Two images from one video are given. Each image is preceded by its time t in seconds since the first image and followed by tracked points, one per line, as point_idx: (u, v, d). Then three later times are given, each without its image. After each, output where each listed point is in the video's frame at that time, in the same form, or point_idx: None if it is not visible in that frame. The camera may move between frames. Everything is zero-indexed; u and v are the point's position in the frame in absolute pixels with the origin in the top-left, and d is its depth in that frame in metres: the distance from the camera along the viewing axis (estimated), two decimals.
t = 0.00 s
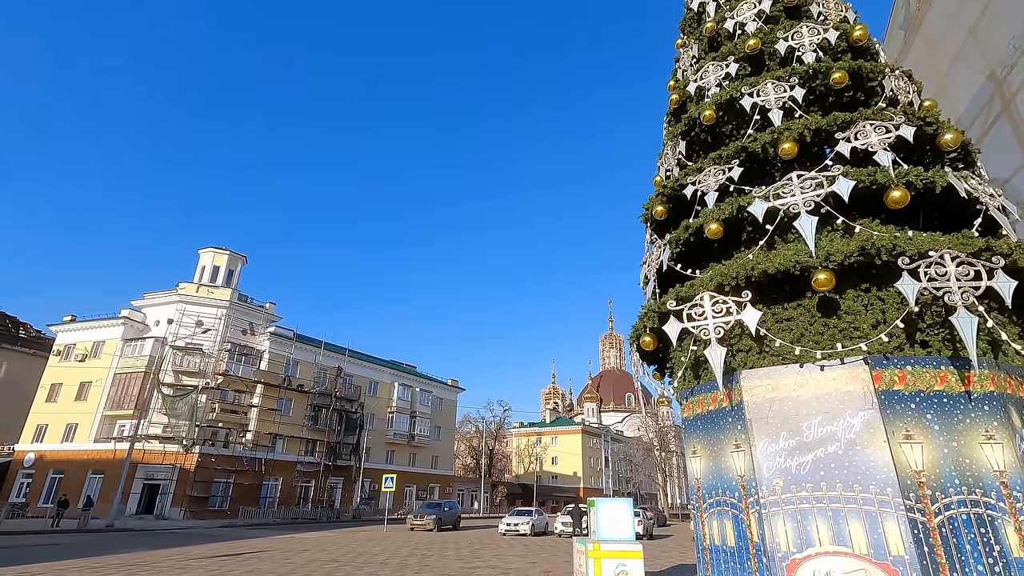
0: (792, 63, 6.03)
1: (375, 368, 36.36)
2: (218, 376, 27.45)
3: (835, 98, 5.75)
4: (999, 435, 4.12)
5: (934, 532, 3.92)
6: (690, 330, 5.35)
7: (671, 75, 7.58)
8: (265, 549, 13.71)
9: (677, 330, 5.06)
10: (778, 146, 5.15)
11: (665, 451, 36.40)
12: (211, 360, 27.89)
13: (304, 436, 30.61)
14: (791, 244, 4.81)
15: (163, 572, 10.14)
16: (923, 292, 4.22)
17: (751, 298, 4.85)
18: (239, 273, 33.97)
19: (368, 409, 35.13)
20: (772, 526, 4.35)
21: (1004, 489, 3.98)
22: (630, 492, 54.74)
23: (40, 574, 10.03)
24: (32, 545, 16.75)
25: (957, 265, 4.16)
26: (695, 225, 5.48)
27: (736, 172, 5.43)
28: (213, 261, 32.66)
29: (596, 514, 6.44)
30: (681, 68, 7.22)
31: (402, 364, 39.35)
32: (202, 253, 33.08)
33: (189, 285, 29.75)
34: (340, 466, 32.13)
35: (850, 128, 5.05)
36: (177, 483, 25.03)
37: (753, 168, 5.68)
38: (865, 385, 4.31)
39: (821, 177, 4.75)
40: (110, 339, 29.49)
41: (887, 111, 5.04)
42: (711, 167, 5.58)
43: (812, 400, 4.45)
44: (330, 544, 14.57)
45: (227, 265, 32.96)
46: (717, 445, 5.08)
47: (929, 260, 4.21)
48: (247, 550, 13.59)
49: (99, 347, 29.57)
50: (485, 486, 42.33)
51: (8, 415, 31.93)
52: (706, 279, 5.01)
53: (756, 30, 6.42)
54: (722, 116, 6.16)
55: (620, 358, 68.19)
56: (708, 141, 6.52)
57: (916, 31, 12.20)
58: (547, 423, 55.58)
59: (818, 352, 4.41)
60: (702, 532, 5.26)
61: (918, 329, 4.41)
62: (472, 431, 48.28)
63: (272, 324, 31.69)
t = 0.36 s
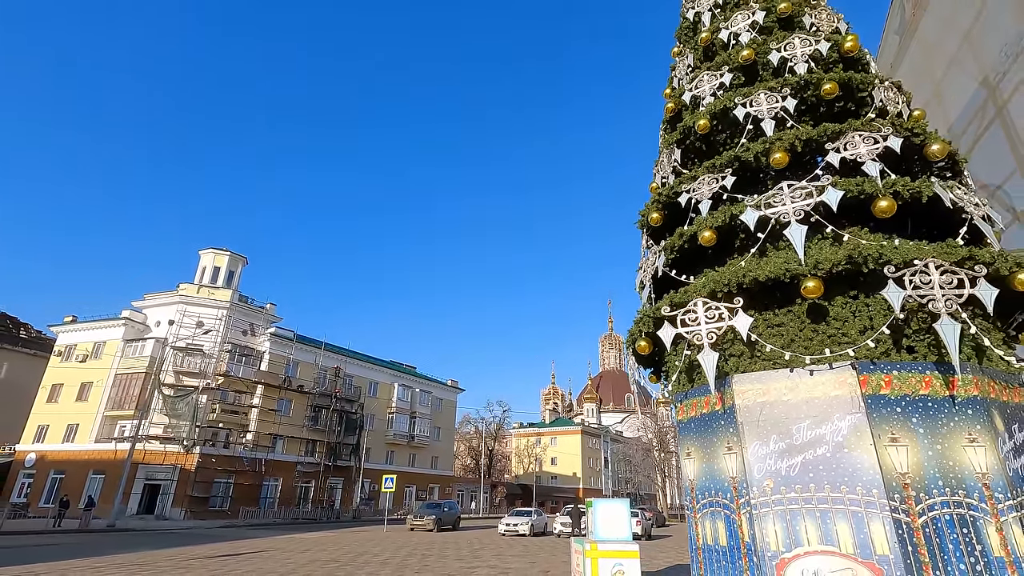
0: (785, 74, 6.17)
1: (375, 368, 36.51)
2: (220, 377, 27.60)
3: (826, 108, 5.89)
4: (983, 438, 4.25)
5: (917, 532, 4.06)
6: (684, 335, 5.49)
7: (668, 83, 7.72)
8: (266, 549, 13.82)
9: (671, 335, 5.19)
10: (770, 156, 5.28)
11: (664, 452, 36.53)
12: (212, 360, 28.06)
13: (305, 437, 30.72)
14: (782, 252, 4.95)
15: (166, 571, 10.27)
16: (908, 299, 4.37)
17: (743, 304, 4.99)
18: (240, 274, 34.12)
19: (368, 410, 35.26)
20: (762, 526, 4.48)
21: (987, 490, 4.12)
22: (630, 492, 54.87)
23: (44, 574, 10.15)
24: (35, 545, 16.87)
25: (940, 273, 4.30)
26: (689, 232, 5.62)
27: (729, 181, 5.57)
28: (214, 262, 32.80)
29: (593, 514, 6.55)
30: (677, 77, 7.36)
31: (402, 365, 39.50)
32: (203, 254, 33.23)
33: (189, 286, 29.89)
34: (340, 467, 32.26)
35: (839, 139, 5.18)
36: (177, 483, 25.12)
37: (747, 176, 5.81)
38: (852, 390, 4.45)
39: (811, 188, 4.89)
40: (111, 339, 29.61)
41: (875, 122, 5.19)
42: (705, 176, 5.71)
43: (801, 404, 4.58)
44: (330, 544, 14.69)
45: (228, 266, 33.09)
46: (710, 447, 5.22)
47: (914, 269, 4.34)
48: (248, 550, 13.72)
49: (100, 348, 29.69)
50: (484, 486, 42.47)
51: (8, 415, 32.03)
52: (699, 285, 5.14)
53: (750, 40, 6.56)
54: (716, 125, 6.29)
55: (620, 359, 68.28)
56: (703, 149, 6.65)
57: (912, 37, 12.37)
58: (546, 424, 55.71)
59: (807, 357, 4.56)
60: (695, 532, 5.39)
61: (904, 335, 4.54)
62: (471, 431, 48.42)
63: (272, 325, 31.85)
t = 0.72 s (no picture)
0: (780, 83, 6.29)
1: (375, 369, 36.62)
2: (220, 378, 27.67)
3: (820, 117, 6.01)
4: (970, 439, 4.36)
5: (908, 532, 4.16)
6: (681, 339, 5.60)
7: (666, 90, 7.84)
8: (268, 550, 13.90)
9: (668, 339, 5.29)
10: (765, 164, 5.39)
11: (663, 453, 36.63)
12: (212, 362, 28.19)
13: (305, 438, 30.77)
14: (776, 259, 5.05)
15: (169, 572, 10.38)
16: (898, 305, 4.47)
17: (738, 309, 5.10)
18: (240, 275, 34.23)
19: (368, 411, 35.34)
20: (756, 526, 4.59)
21: (975, 491, 4.22)
22: (629, 493, 54.97)
23: (47, 574, 10.25)
24: (38, 545, 16.99)
25: (930, 280, 4.40)
26: (686, 238, 5.72)
27: (725, 188, 5.67)
28: (214, 263, 32.90)
29: (592, 515, 6.68)
30: (675, 84, 7.47)
31: (402, 366, 39.63)
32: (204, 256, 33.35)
33: (190, 288, 30.01)
34: (340, 468, 32.37)
35: (832, 148, 5.29)
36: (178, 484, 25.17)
37: (742, 183, 5.92)
38: (844, 394, 4.56)
39: (804, 196, 4.99)
40: (112, 340, 29.71)
41: (868, 131, 5.30)
42: (702, 183, 5.81)
43: (794, 407, 4.69)
44: (331, 545, 14.77)
45: (228, 268, 33.19)
46: (706, 449, 5.32)
47: (903, 276, 4.45)
48: (249, 551, 13.82)
49: (101, 349, 29.79)
50: (484, 487, 42.59)
51: (9, 416, 32.11)
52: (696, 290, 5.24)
53: (746, 49, 6.67)
54: (713, 132, 6.41)
55: (619, 360, 68.42)
56: (699, 155, 6.76)
57: (906, 42, 12.59)
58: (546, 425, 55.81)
59: (801, 361, 4.66)
60: (692, 533, 5.49)
61: (894, 339, 4.64)
62: (471, 432, 48.53)
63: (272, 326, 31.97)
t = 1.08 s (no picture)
0: (776, 91, 6.41)
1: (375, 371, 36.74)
2: (220, 380, 27.82)
3: (815, 125, 6.13)
4: (959, 442, 4.49)
5: (899, 532, 4.28)
6: (678, 343, 5.72)
7: (664, 98, 7.96)
8: (269, 551, 14.02)
9: (666, 344, 5.41)
10: (760, 172, 5.51)
11: (662, 454, 36.73)
12: (213, 364, 28.29)
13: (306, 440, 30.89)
14: (771, 265, 5.17)
15: (172, 573, 10.50)
16: (889, 311, 4.60)
17: (734, 315, 5.21)
18: (240, 277, 34.34)
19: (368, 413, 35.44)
20: (752, 526, 4.71)
21: (964, 492, 4.34)
22: (629, 495, 55.08)
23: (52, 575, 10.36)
24: (40, 547, 17.04)
25: (921, 286, 4.53)
26: (683, 244, 5.84)
27: (722, 196, 5.79)
28: (215, 266, 33.04)
29: (592, 515, 6.78)
30: (673, 91, 7.59)
31: (402, 368, 39.73)
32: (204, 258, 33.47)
33: (190, 290, 30.13)
34: (340, 469, 32.47)
35: (826, 156, 5.41)
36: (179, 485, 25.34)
37: (738, 191, 6.05)
38: (838, 397, 4.67)
39: (798, 204, 5.12)
40: (113, 342, 29.81)
41: (861, 140, 5.42)
42: (699, 191, 5.94)
43: (789, 410, 4.81)
44: (332, 547, 14.85)
45: (228, 270, 33.30)
46: (704, 451, 5.43)
47: (894, 282, 4.58)
48: (251, 552, 13.94)
49: (102, 351, 29.89)
50: (484, 489, 42.69)
51: (10, 418, 32.19)
52: (693, 296, 5.36)
53: (742, 58, 6.80)
54: (710, 140, 6.53)
55: (618, 361, 68.56)
56: (697, 162, 6.87)
57: (902, 49, 12.88)
58: (546, 427, 55.91)
59: (795, 365, 4.77)
60: (689, 533, 5.60)
61: (887, 344, 4.76)
62: (470, 434, 48.62)
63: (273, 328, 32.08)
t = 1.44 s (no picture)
0: (772, 101, 6.55)
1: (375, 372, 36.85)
2: (222, 381, 27.97)
3: (810, 134, 6.27)
4: (949, 445, 4.61)
5: (890, 533, 4.41)
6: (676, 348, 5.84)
7: (663, 106, 8.10)
8: (272, 551, 14.15)
9: (664, 349, 5.54)
10: (756, 180, 5.64)
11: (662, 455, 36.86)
12: (214, 365, 28.41)
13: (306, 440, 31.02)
14: (766, 273, 5.30)
15: (176, 573, 10.61)
16: (880, 317, 4.73)
17: (730, 321, 5.34)
18: (241, 278, 34.46)
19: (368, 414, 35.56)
20: (748, 527, 4.83)
21: (953, 494, 4.47)
22: (628, 495, 55.19)
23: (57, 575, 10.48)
24: (42, 548, 17.14)
25: (911, 294, 4.67)
26: (681, 251, 5.97)
27: (719, 204, 5.92)
28: (216, 267, 33.18)
29: (592, 517, 6.92)
30: (672, 99, 7.73)
31: (402, 369, 39.85)
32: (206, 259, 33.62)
33: (192, 291, 30.24)
34: (341, 470, 32.58)
35: (820, 165, 5.54)
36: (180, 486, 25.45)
37: (735, 199, 6.18)
38: (831, 401, 4.80)
39: (793, 213, 5.26)
40: (114, 343, 29.93)
41: (854, 150, 5.55)
42: (697, 199, 6.06)
43: (784, 413, 4.93)
44: (334, 546, 14.97)
45: (230, 271, 33.43)
46: (701, 454, 5.55)
47: (885, 290, 4.71)
48: (254, 552, 14.06)
49: (104, 352, 30.01)
50: (484, 490, 42.79)
51: (12, 419, 32.31)
52: (690, 302, 5.49)
53: (739, 67, 6.94)
54: (708, 148, 6.66)
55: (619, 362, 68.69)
56: (695, 170, 7.01)
57: (898, 54, 13.11)
58: (545, 427, 56.02)
59: (790, 370, 4.90)
60: (687, 534, 5.72)
61: (879, 349, 4.88)
62: (470, 435, 48.72)
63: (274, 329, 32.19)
